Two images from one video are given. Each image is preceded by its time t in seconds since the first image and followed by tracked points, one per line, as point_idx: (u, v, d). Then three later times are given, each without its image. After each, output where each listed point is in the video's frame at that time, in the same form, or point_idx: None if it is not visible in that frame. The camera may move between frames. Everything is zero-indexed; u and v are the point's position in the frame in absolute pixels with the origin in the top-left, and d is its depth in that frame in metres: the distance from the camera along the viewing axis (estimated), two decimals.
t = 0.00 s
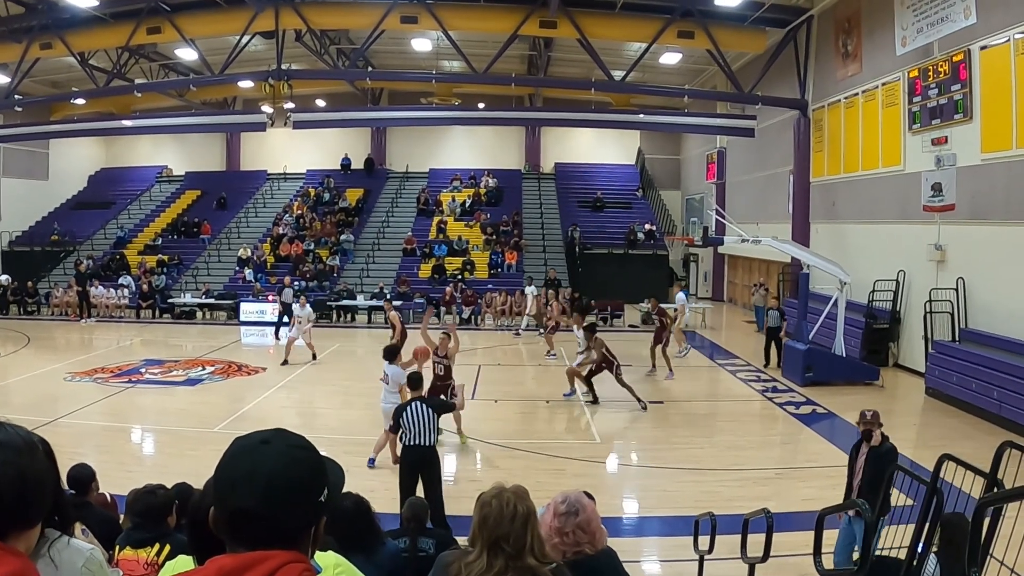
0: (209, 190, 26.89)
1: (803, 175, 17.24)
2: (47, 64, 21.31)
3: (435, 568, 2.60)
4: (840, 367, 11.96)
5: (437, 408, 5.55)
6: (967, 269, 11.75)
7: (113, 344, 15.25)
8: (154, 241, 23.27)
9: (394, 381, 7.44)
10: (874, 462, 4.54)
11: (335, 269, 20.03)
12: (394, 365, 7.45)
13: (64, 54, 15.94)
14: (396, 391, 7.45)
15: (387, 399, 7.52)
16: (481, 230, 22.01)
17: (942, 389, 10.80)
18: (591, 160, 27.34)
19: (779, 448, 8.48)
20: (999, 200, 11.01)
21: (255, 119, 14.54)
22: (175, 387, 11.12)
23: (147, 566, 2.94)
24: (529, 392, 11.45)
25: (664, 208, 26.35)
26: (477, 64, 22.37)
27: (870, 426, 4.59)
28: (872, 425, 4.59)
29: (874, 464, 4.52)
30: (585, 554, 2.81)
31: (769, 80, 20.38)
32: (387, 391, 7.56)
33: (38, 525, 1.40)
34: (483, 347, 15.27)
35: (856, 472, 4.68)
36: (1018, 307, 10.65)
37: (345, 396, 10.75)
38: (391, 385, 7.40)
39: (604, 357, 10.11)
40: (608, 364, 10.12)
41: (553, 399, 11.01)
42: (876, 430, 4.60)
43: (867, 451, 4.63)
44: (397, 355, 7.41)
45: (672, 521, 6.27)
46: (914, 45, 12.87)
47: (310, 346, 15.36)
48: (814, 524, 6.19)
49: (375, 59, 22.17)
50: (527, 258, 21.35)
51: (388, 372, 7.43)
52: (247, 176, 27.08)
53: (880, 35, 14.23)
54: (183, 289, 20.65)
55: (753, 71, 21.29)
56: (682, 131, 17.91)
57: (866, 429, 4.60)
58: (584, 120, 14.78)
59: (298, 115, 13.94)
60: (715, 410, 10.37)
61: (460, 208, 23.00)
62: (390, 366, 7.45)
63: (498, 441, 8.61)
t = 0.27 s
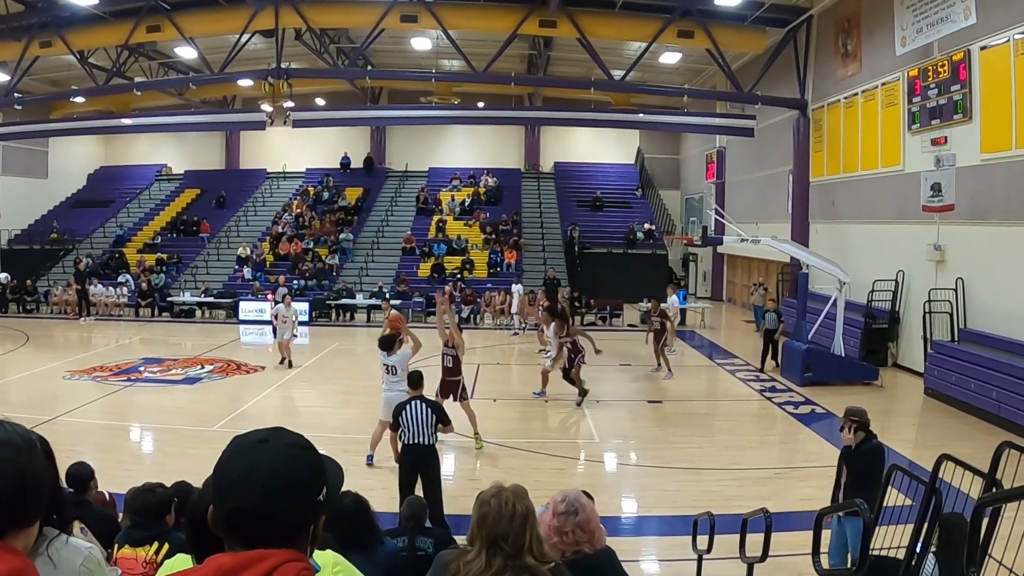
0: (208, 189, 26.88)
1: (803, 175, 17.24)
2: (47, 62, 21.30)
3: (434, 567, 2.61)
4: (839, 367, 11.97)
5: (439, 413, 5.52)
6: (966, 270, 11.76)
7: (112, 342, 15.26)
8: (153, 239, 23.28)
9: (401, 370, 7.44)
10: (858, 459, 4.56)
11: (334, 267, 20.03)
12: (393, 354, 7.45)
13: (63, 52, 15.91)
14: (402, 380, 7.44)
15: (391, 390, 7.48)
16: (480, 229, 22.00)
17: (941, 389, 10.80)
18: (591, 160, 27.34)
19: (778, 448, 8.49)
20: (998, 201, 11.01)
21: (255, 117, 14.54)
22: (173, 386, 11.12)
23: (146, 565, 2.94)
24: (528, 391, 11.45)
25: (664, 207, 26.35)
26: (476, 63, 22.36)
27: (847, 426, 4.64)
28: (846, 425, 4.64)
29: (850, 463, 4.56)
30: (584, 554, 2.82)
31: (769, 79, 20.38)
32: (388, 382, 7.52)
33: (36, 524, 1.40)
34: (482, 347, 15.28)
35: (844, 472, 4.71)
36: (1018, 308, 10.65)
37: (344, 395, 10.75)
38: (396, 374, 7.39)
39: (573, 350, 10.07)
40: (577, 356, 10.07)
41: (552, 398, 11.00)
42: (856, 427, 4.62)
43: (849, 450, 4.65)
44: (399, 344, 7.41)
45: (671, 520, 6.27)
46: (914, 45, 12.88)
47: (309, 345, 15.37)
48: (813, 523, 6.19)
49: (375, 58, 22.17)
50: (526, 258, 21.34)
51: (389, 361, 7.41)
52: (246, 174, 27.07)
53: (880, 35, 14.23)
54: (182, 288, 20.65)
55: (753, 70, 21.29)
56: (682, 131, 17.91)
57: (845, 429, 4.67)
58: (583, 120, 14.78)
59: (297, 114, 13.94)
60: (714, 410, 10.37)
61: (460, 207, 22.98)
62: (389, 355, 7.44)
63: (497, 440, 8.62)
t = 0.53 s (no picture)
0: (206, 188, 26.85)
1: (800, 175, 17.28)
2: (45, 62, 21.27)
3: (433, 567, 2.61)
4: (836, 367, 11.99)
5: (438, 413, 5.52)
6: (963, 270, 11.79)
7: (109, 342, 15.25)
8: (150, 239, 23.27)
9: (399, 373, 7.47)
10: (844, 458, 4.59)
11: (332, 267, 20.02)
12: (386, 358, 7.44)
13: (61, 52, 15.88)
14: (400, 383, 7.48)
15: (388, 395, 7.48)
16: (478, 229, 22.00)
17: (938, 390, 10.82)
18: (589, 160, 27.36)
19: (775, 448, 8.51)
20: (996, 201, 11.04)
21: (253, 117, 14.55)
22: (171, 386, 11.11)
23: (144, 565, 2.95)
24: (525, 391, 11.47)
25: (661, 207, 26.38)
26: (475, 63, 22.37)
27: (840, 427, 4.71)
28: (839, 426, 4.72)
29: (839, 461, 4.62)
30: (583, 554, 2.82)
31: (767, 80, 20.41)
32: (383, 386, 7.50)
33: (35, 523, 1.41)
34: (480, 347, 15.30)
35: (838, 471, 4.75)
36: (1015, 308, 10.68)
37: (342, 395, 10.76)
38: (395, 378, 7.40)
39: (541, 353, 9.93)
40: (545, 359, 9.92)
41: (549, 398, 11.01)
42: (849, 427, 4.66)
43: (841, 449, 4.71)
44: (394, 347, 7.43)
45: (668, 521, 6.28)
46: (912, 46, 12.91)
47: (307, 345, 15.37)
48: (810, 524, 6.21)
49: (373, 58, 22.17)
50: (524, 258, 21.34)
51: (384, 366, 7.40)
52: (244, 174, 27.05)
53: (878, 35, 14.25)
54: (180, 288, 20.62)
55: (751, 71, 21.32)
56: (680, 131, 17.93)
57: (840, 429, 4.74)
58: (581, 120, 14.79)
59: (295, 114, 13.93)
60: (711, 410, 10.39)
61: (457, 207, 22.97)
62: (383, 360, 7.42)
63: (494, 440, 8.62)
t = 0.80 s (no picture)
0: (206, 189, 26.85)
1: (800, 177, 17.30)
2: (44, 63, 21.27)
3: (433, 568, 2.61)
4: (836, 367, 11.99)
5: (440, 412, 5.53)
6: (963, 271, 11.80)
7: (109, 343, 15.26)
8: (150, 241, 23.29)
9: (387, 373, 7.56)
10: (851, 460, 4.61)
11: (331, 268, 20.02)
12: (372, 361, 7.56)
13: (61, 53, 15.87)
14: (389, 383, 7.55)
15: (378, 395, 7.52)
16: (478, 230, 22.02)
17: (938, 390, 10.82)
18: (588, 161, 27.38)
19: (774, 449, 8.51)
20: (995, 202, 11.05)
21: (252, 118, 14.57)
22: (170, 387, 11.12)
23: (144, 566, 2.95)
24: (525, 393, 11.47)
25: (660, 208, 26.39)
26: (474, 64, 22.39)
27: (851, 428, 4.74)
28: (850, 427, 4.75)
29: (843, 462, 4.65)
30: (585, 555, 2.82)
31: (766, 81, 20.43)
32: (371, 389, 7.54)
33: (35, 524, 1.41)
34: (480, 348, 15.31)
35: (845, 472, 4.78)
36: (1014, 309, 10.69)
37: (341, 397, 10.75)
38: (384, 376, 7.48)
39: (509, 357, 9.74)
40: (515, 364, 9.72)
41: (548, 399, 11.02)
42: (860, 429, 4.68)
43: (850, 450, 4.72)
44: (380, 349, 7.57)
45: (668, 522, 6.28)
46: (911, 47, 12.93)
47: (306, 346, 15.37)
48: (810, 525, 6.21)
49: (373, 59, 22.19)
50: (523, 259, 21.35)
51: (371, 367, 7.49)
52: (243, 176, 27.06)
53: (877, 36, 14.27)
54: (179, 289, 20.63)
55: (750, 72, 21.34)
56: (679, 132, 17.95)
57: (851, 432, 4.75)
58: (580, 121, 14.80)
59: (294, 115, 13.94)
60: (711, 411, 10.39)
61: (456, 209, 22.96)
62: (369, 363, 7.53)
63: (493, 442, 8.62)
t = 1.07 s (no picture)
0: (205, 189, 26.84)
1: (800, 178, 17.31)
2: (44, 63, 21.27)
3: (433, 567, 2.61)
4: (835, 368, 11.99)
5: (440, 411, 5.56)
6: (962, 271, 11.81)
7: (108, 343, 15.24)
8: (150, 240, 23.29)
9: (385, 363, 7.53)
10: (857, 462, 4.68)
11: (331, 268, 20.02)
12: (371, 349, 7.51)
13: (61, 53, 15.86)
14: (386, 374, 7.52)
15: (374, 387, 7.51)
16: (477, 230, 22.01)
17: (937, 391, 10.83)
18: (587, 161, 27.39)
19: (773, 449, 8.52)
20: (994, 202, 11.06)
21: (251, 118, 14.57)
22: (170, 387, 11.12)
23: (143, 566, 2.95)
24: (524, 393, 11.47)
25: (660, 208, 26.40)
26: (473, 64, 22.39)
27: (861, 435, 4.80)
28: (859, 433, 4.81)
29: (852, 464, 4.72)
30: (586, 555, 2.83)
31: (766, 81, 20.42)
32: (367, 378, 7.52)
33: (34, 523, 1.41)
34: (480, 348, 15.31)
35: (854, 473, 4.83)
36: (1014, 309, 10.70)
37: (341, 397, 10.75)
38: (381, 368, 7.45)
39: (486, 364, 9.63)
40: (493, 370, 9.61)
41: (548, 399, 11.02)
42: (870, 435, 4.74)
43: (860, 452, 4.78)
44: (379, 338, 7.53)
45: (667, 522, 6.29)
46: (910, 48, 12.93)
47: (306, 346, 15.37)
48: (810, 525, 6.22)
49: (372, 59, 22.19)
50: (523, 259, 21.35)
51: (369, 356, 7.45)
52: (243, 176, 27.05)
53: (877, 36, 14.28)
54: (179, 289, 20.63)
55: (750, 72, 21.36)
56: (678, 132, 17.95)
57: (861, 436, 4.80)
58: (580, 121, 14.80)
59: (294, 115, 13.94)
60: (710, 411, 10.41)
61: (456, 209, 22.96)
62: (367, 351, 7.48)
63: (493, 441, 8.62)
